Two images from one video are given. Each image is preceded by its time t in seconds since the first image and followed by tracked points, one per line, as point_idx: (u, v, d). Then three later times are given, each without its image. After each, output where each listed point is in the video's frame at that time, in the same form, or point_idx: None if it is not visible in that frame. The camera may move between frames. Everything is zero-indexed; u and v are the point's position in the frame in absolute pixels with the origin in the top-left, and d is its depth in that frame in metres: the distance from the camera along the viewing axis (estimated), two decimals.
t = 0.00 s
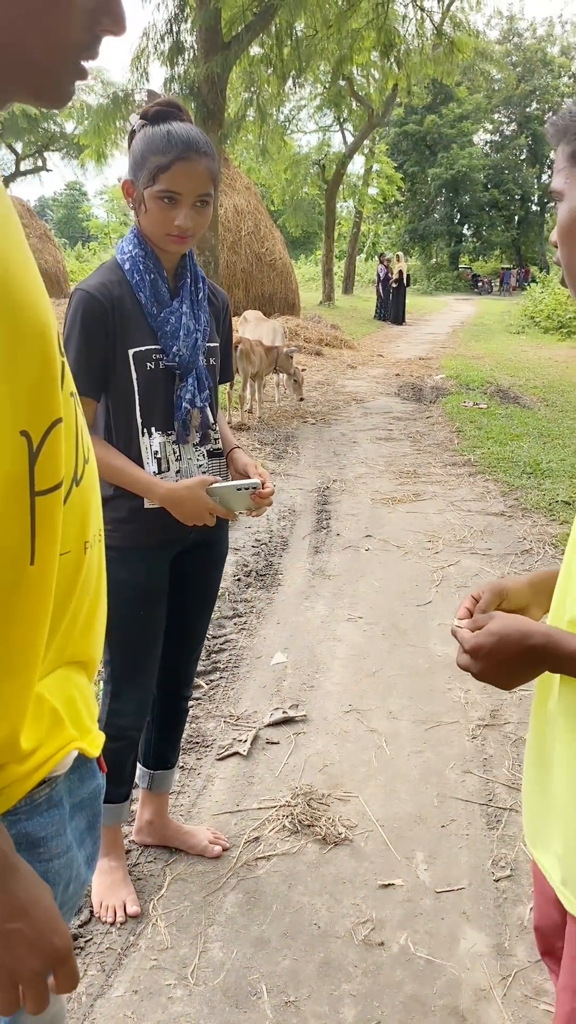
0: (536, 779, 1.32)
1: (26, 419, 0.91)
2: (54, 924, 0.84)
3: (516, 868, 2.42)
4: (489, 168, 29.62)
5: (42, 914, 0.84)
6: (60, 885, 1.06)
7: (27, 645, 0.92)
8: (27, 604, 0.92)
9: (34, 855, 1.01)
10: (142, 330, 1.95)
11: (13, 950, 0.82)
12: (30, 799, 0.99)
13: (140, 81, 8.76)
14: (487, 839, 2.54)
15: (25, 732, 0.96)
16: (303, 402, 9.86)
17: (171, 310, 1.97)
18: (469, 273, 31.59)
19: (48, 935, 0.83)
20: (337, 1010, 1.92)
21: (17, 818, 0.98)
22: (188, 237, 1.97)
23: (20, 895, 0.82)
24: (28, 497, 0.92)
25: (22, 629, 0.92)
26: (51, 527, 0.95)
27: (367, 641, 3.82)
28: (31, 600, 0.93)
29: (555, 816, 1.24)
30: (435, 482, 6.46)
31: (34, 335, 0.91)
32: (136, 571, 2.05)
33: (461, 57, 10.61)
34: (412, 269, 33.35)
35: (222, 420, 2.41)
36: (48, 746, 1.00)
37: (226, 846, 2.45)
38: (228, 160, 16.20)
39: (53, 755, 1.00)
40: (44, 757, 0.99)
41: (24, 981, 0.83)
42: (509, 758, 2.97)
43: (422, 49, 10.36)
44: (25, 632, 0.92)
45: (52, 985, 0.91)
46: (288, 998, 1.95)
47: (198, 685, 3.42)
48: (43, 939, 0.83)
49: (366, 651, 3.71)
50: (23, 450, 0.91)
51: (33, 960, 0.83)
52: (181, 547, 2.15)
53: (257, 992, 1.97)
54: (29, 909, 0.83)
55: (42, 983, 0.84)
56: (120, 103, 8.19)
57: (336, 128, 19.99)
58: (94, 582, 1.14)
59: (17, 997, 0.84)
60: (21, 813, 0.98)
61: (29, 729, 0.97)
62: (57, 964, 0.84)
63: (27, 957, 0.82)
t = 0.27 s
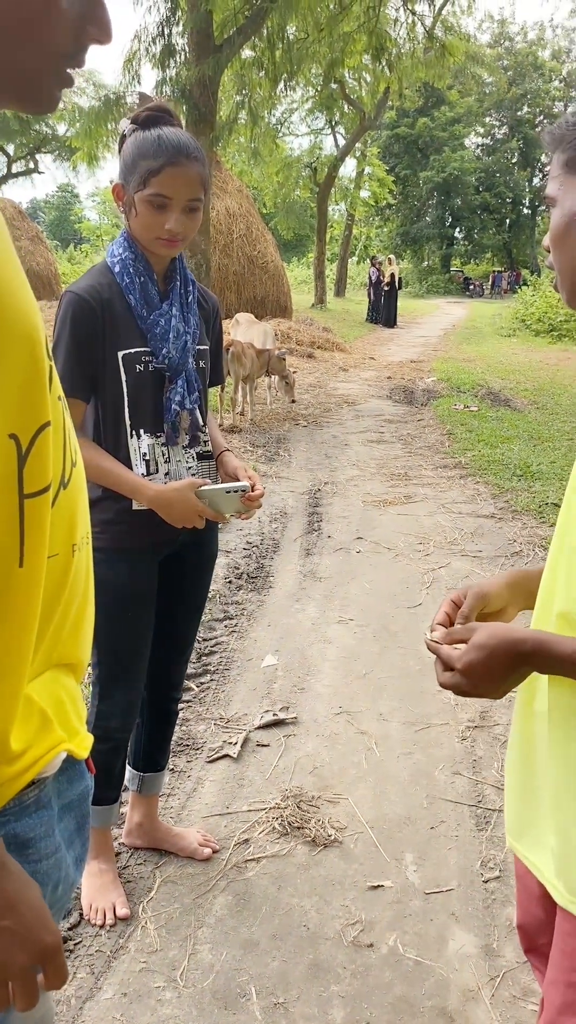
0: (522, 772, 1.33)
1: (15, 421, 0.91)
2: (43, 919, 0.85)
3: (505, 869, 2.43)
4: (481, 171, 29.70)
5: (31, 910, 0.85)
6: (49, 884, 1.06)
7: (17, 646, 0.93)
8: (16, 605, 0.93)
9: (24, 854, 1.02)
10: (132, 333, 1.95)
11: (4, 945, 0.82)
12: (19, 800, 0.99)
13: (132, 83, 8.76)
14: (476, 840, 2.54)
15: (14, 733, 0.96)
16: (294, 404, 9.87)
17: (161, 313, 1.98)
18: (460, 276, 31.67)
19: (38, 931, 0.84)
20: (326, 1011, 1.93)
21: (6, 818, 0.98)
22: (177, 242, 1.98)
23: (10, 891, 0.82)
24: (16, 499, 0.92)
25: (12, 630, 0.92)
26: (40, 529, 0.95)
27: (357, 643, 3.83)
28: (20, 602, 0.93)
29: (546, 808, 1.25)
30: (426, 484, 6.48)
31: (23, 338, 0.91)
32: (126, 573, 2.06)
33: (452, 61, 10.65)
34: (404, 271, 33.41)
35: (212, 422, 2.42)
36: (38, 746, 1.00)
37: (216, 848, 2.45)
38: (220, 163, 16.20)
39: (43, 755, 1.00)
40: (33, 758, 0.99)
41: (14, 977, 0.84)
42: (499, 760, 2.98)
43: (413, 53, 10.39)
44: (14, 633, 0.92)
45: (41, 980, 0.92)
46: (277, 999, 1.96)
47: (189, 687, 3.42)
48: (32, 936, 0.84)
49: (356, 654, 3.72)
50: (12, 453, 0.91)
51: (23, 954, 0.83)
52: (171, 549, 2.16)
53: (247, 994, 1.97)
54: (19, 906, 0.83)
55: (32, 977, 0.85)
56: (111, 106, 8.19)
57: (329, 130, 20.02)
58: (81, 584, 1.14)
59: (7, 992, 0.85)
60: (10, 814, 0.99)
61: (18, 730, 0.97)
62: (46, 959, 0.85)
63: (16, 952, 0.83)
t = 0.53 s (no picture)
0: (514, 772, 1.34)
1: (8, 426, 0.91)
2: (34, 922, 0.85)
3: (497, 873, 2.43)
4: (474, 175, 29.78)
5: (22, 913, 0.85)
6: (41, 888, 1.06)
7: (9, 649, 0.93)
8: (10, 607, 0.93)
9: (15, 857, 1.02)
10: (123, 336, 1.95)
11: None
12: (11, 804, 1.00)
13: (126, 87, 8.76)
14: (468, 843, 2.55)
15: (6, 736, 0.97)
16: (288, 408, 9.89)
17: (152, 316, 1.98)
18: (454, 280, 31.75)
19: (28, 934, 0.85)
20: (319, 1015, 1.93)
21: None
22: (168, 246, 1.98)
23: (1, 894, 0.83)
24: (9, 503, 0.92)
25: (5, 634, 0.92)
26: (34, 533, 0.96)
27: (351, 647, 3.83)
28: (14, 605, 0.93)
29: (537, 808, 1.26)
30: (419, 488, 6.49)
31: (18, 343, 0.91)
32: (118, 577, 2.06)
33: (446, 65, 10.68)
34: (398, 275, 33.48)
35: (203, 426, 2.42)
36: (29, 750, 1.00)
37: (208, 852, 2.45)
38: (214, 166, 16.21)
39: (35, 758, 1.01)
40: (25, 761, 1.00)
41: (5, 980, 0.84)
42: (491, 764, 2.99)
43: (407, 57, 10.42)
44: (7, 637, 0.93)
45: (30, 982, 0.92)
46: (270, 1003, 1.96)
47: (182, 691, 3.42)
48: (24, 938, 0.84)
49: (350, 657, 3.72)
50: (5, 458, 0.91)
51: (15, 956, 0.84)
52: (162, 552, 2.16)
53: (238, 997, 1.97)
54: (8, 909, 0.83)
55: (24, 978, 0.86)
56: (106, 110, 8.20)
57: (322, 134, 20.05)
58: (75, 589, 1.14)
59: None
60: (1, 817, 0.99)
61: (11, 732, 0.98)
62: (36, 961, 0.86)
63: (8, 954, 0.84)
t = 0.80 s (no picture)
0: (515, 777, 1.33)
1: (6, 433, 0.91)
2: (29, 928, 0.85)
3: (493, 877, 2.43)
4: (470, 180, 29.84)
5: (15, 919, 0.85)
6: (37, 894, 1.06)
7: (5, 655, 0.93)
8: (7, 614, 0.93)
9: (11, 864, 1.01)
10: (116, 340, 1.96)
11: None
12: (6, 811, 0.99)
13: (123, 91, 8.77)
14: (464, 848, 2.55)
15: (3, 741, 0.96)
16: (285, 412, 9.89)
17: (146, 321, 1.98)
18: (450, 284, 31.81)
19: (22, 940, 0.84)
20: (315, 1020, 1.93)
21: None
22: (161, 249, 1.99)
23: None
24: (7, 509, 0.92)
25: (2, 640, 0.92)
26: (32, 539, 0.95)
27: (347, 651, 3.83)
28: (12, 609, 0.93)
29: (534, 814, 1.25)
30: (416, 492, 6.50)
31: (16, 348, 0.91)
32: (114, 581, 2.06)
33: (442, 71, 10.71)
34: (394, 279, 33.52)
35: (197, 430, 2.42)
36: (26, 757, 1.00)
37: (204, 857, 2.45)
38: (210, 170, 16.22)
39: (31, 765, 1.01)
40: (22, 767, 0.99)
41: None
42: (488, 769, 2.99)
43: (403, 62, 10.45)
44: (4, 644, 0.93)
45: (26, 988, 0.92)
46: (266, 1009, 1.95)
47: (178, 696, 3.41)
48: (18, 945, 0.84)
49: (346, 662, 3.72)
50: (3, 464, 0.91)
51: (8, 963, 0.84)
52: (157, 557, 2.16)
53: (234, 1002, 1.97)
54: (2, 915, 0.83)
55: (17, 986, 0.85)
56: (102, 114, 8.21)
57: (319, 139, 20.08)
58: (72, 595, 1.14)
59: None
60: None
61: (7, 739, 0.98)
62: (31, 968, 0.86)
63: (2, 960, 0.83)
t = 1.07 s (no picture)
0: (505, 784, 1.33)
1: (11, 438, 0.91)
2: (33, 930, 0.85)
3: (494, 883, 2.43)
4: (470, 186, 29.92)
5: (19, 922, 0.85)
6: (41, 897, 1.06)
7: (9, 659, 0.93)
8: (12, 618, 0.93)
9: (16, 868, 1.01)
10: (116, 346, 1.96)
11: None
12: (10, 815, 0.99)
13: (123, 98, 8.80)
14: (465, 853, 2.55)
15: (8, 745, 0.97)
16: (285, 418, 9.90)
17: (145, 327, 1.99)
18: (450, 290, 31.87)
19: (26, 943, 0.84)
20: None
21: None
22: (161, 254, 1.99)
23: None
24: (12, 515, 0.92)
25: (6, 646, 0.92)
26: (38, 544, 0.96)
27: (347, 657, 3.83)
28: (15, 613, 0.93)
29: (521, 818, 1.25)
30: (415, 497, 6.51)
31: (20, 352, 0.91)
32: (114, 587, 2.06)
33: (441, 78, 10.76)
34: (394, 285, 33.58)
35: (198, 436, 2.43)
36: (29, 761, 1.00)
37: (204, 863, 2.44)
38: (210, 177, 16.26)
39: (35, 769, 1.01)
40: (26, 771, 1.00)
41: (5, 991, 0.84)
42: (488, 774, 2.99)
43: (403, 69, 10.49)
44: (8, 648, 0.93)
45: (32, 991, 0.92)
46: (267, 1015, 1.95)
47: (178, 701, 3.41)
48: (22, 947, 0.84)
49: (346, 667, 3.72)
50: (8, 468, 0.91)
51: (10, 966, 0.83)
52: (157, 562, 2.16)
53: (235, 1008, 1.97)
54: (7, 918, 0.83)
55: (21, 989, 0.85)
56: (103, 120, 8.23)
57: (319, 146, 20.15)
58: (76, 601, 1.14)
59: None
60: None
61: (12, 743, 0.98)
62: (36, 971, 0.85)
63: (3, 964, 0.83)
